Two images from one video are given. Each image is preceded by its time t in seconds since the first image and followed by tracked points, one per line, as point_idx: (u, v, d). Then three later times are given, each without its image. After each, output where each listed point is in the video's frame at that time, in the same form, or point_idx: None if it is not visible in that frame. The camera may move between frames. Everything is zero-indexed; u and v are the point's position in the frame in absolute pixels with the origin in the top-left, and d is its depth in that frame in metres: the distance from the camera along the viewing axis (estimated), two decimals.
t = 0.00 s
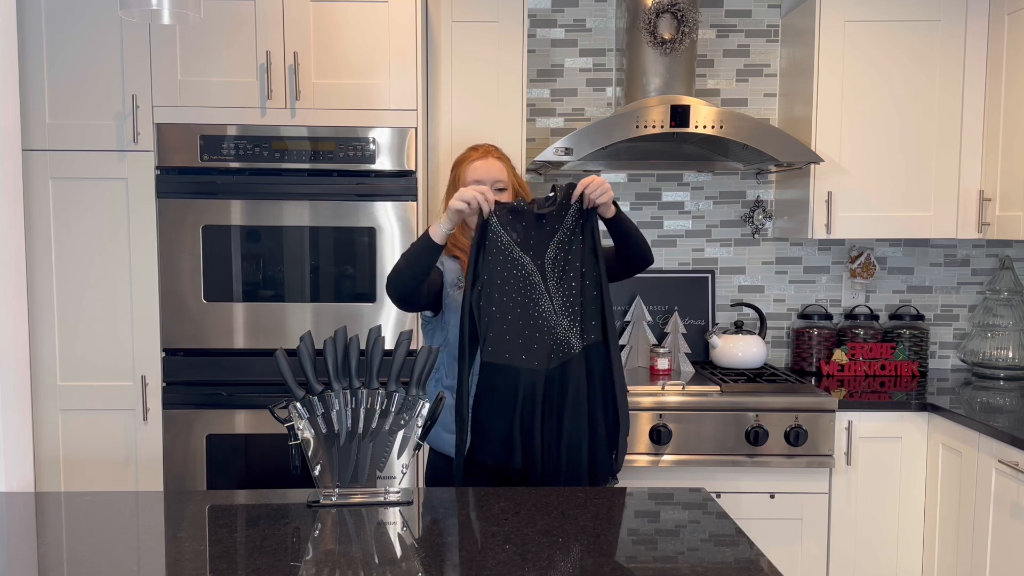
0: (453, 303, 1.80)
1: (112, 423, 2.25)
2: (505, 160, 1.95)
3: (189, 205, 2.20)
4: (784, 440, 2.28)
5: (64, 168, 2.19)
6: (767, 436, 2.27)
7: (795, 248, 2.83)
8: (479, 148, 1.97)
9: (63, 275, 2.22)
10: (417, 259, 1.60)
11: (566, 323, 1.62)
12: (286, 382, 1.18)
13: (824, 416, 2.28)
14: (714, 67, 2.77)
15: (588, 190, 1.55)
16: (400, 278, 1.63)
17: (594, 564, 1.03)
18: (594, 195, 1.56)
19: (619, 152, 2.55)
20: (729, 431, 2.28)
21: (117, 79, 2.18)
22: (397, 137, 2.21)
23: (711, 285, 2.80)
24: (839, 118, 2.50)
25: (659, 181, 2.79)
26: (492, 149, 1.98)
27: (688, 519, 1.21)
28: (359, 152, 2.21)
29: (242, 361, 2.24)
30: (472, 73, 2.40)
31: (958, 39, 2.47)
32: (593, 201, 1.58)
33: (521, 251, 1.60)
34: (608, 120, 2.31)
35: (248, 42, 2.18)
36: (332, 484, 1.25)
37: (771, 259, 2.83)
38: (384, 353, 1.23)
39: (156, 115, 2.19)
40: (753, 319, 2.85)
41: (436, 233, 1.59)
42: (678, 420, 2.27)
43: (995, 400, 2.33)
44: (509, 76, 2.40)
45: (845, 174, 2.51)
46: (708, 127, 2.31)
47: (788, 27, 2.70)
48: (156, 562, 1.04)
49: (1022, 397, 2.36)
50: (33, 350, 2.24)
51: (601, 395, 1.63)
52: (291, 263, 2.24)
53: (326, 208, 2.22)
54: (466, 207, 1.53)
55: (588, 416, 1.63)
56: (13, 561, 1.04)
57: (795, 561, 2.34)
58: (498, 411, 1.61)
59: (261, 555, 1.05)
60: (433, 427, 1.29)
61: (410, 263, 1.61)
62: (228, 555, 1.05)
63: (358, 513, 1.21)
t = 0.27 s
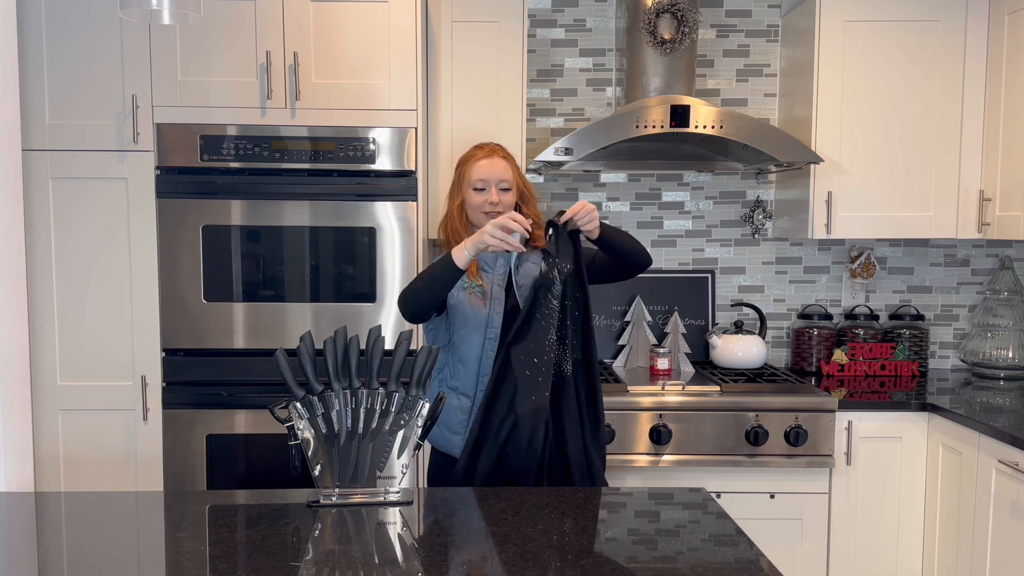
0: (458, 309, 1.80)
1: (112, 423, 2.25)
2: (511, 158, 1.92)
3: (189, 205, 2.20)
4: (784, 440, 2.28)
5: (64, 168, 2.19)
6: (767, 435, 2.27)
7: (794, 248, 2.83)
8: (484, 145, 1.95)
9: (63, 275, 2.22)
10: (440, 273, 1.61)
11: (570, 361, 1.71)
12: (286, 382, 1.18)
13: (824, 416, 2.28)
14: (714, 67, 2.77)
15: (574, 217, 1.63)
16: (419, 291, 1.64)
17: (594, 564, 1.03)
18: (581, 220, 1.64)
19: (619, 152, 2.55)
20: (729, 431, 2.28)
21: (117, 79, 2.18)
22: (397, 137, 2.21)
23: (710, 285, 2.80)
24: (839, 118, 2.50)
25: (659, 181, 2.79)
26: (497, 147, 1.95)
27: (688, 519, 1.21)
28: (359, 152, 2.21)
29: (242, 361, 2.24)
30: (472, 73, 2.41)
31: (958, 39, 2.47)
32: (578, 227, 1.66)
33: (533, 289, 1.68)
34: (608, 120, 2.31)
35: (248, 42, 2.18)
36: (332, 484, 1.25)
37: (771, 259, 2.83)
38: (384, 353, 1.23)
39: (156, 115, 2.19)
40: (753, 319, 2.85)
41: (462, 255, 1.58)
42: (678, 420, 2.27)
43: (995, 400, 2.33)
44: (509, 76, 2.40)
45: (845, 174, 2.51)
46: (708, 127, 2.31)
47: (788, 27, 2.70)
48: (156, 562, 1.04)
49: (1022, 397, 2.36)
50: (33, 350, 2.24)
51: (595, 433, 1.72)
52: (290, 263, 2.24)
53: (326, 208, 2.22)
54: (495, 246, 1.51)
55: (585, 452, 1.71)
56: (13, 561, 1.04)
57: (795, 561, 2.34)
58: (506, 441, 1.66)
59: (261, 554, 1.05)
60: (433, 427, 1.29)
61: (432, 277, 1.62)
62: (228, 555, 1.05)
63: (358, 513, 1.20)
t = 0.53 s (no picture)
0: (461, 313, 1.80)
1: (112, 423, 2.25)
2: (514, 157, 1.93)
3: (189, 205, 2.20)
4: (784, 440, 2.28)
5: (63, 168, 2.19)
6: (767, 435, 2.27)
7: (794, 248, 2.83)
8: (487, 144, 1.94)
9: (63, 274, 2.22)
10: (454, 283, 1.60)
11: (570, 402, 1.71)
12: (286, 382, 1.18)
13: (824, 416, 2.28)
14: (714, 67, 2.77)
15: (563, 249, 1.63)
16: (430, 298, 1.62)
17: (594, 563, 1.03)
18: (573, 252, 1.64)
19: (619, 152, 2.55)
20: (729, 431, 2.28)
21: (117, 79, 2.18)
22: (397, 137, 2.21)
23: (710, 285, 2.80)
24: (839, 118, 2.50)
25: (659, 181, 2.79)
26: (500, 146, 1.95)
27: (688, 519, 1.21)
28: (359, 152, 2.21)
29: (242, 361, 2.24)
30: (472, 73, 2.41)
31: (957, 39, 2.47)
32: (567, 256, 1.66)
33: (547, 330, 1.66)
34: (608, 120, 2.31)
35: (248, 42, 2.18)
36: (332, 484, 1.25)
37: (771, 259, 2.83)
38: (384, 353, 1.23)
39: (156, 115, 2.19)
40: (753, 319, 2.85)
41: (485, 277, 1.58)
42: (678, 420, 2.27)
43: (995, 400, 2.33)
44: (509, 76, 2.40)
45: (845, 174, 2.51)
46: (708, 127, 2.31)
47: (788, 27, 2.70)
48: (156, 562, 1.03)
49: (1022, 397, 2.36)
50: (33, 350, 2.24)
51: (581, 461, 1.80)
52: (290, 263, 2.24)
53: (326, 208, 2.22)
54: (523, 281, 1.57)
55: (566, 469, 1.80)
56: (13, 561, 1.04)
57: (795, 560, 2.34)
58: (502, 443, 1.81)
59: (262, 554, 1.05)
60: (433, 427, 1.29)
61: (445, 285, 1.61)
62: (228, 555, 1.05)
63: (358, 513, 1.20)
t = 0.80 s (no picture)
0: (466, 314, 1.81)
1: (111, 423, 2.25)
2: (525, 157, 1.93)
3: (189, 205, 2.20)
4: (784, 440, 2.28)
5: (63, 168, 2.19)
6: (767, 436, 2.27)
7: (794, 248, 2.83)
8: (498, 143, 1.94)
9: (63, 274, 2.22)
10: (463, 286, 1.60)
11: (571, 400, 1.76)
12: (286, 382, 1.18)
13: (824, 416, 2.28)
14: (714, 67, 2.77)
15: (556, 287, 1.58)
16: (435, 301, 1.62)
17: (594, 563, 1.03)
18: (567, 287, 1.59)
19: (620, 152, 2.55)
20: (729, 431, 2.28)
21: (117, 79, 2.18)
22: (397, 137, 2.21)
23: (710, 285, 2.80)
24: (839, 118, 2.50)
25: (659, 181, 2.79)
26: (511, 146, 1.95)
27: (688, 519, 1.21)
28: (359, 152, 2.21)
29: (242, 361, 2.24)
30: (473, 73, 2.41)
31: (957, 39, 2.47)
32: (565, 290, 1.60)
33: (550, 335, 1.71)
34: (609, 120, 2.31)
35: (248, 42, 2.18)
36: (332, 484, 1.24)
37: (771, 259, 2.83)
38: (384, 353, 1.23)
39: (156, 115, 2.19)
40: (753, 319, 2.85)
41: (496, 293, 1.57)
42: (678, 420, 2.27)
43: (995, 400, 2.33)
44: (509, 77, 2.40)
45: (845, 174, 2.51)
46: (708, 127, 2.31)
47: (788, 27, 2.70)
48: (156, 562, 1.03)
49: (1022, 397, 2.36)
50: (33, 350, 2.24)
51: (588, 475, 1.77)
52: (290, 263, 2.24)
53: (326, 208, 2.22)
54: (528, 301, 1.55)
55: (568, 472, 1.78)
56: (13, 561, 1.04)
57: (795, 561, 2.34)
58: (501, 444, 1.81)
59: (262, 554, 1.05)
60: (433, 426, 1.29)
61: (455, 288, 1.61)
62: (228, 555, 1.05)
63: (358, 513, 1.20)
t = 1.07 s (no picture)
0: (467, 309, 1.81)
1: (112, 423, 2.25)
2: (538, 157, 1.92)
3: (189, 205, 2.20)
4: (784, 440, 2.28)
5: (64, 168, 2.19)
6: (767, 436, 2.27)
7: (794, 248, 2.83)
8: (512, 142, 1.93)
9: (63, 274, 2.22)
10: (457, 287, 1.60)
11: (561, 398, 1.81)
12: (286, 382, 1.18)
13: (824, 416, 2.28)
14: (714, 67, 2.77)
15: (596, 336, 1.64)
16: (429, 298, 1.63)
17: (594, 563, 1.03)
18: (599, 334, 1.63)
19: (620, 152, 2.55)
20: (729, 431, 2.28)
21: (117, 79, 2.18)
22: (397, 137, 2.21)
23: (710, 285, 2.80)
24: (839, 118, 2.50)
25: (659, 181, 2.79)
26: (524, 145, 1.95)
27: (688, 519, 1.21)
28: (359, 152, 2.21)
29: (242, 361, 2.24)
30: (473, 73, 2.40)
31: (957, 39, 2.47)
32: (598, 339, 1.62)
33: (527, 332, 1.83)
34: (609, 120, 2.31)
35: (248, 42, 2.18)
36: (332, 484, 1.24)
37: (771, 259, 2.83)
38: (384, 353, 1.23)
39: (156, 115, 2.19)
40: (753, 319, 2.85)
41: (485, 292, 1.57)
42: (678, 420, 2.27)
43: (995, 400, 2.33)
44: (509, 77, 2.40)
45: (845, 174, 2.51)
46: (708, 127, 2.31)
47: (788, 27, 2.70)
48: (156, 562, 1.03)
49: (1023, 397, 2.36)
50: (33, 349, 2.24)
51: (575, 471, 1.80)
52: (291, 263, 2.24)
53: (326, 208, 2.22)
54: (522, 302, 1.54)
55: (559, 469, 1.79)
56: (13, 561, 1.04)
57: (795, 560, 2.34)
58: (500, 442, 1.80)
59: (262, 554, 1.05)
60: (433, 426, 1.29)
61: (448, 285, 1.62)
62: (227, 555, 1.05)
63: (358, 513, 1.20)
